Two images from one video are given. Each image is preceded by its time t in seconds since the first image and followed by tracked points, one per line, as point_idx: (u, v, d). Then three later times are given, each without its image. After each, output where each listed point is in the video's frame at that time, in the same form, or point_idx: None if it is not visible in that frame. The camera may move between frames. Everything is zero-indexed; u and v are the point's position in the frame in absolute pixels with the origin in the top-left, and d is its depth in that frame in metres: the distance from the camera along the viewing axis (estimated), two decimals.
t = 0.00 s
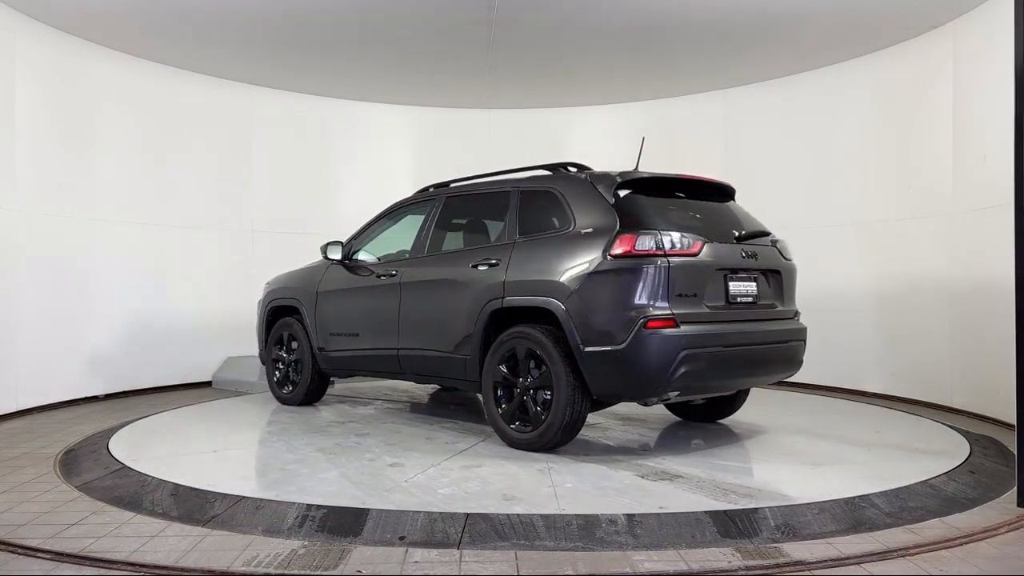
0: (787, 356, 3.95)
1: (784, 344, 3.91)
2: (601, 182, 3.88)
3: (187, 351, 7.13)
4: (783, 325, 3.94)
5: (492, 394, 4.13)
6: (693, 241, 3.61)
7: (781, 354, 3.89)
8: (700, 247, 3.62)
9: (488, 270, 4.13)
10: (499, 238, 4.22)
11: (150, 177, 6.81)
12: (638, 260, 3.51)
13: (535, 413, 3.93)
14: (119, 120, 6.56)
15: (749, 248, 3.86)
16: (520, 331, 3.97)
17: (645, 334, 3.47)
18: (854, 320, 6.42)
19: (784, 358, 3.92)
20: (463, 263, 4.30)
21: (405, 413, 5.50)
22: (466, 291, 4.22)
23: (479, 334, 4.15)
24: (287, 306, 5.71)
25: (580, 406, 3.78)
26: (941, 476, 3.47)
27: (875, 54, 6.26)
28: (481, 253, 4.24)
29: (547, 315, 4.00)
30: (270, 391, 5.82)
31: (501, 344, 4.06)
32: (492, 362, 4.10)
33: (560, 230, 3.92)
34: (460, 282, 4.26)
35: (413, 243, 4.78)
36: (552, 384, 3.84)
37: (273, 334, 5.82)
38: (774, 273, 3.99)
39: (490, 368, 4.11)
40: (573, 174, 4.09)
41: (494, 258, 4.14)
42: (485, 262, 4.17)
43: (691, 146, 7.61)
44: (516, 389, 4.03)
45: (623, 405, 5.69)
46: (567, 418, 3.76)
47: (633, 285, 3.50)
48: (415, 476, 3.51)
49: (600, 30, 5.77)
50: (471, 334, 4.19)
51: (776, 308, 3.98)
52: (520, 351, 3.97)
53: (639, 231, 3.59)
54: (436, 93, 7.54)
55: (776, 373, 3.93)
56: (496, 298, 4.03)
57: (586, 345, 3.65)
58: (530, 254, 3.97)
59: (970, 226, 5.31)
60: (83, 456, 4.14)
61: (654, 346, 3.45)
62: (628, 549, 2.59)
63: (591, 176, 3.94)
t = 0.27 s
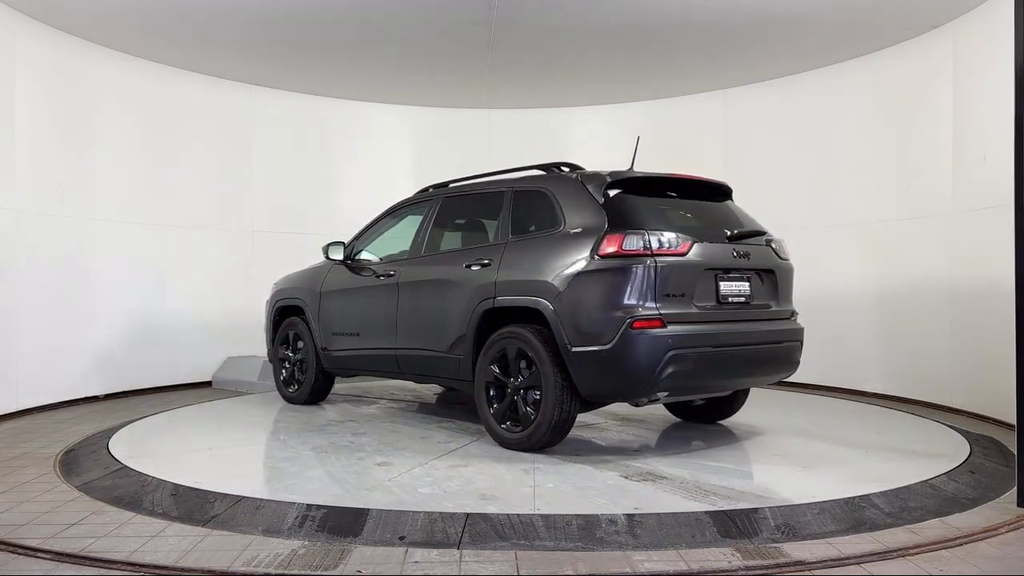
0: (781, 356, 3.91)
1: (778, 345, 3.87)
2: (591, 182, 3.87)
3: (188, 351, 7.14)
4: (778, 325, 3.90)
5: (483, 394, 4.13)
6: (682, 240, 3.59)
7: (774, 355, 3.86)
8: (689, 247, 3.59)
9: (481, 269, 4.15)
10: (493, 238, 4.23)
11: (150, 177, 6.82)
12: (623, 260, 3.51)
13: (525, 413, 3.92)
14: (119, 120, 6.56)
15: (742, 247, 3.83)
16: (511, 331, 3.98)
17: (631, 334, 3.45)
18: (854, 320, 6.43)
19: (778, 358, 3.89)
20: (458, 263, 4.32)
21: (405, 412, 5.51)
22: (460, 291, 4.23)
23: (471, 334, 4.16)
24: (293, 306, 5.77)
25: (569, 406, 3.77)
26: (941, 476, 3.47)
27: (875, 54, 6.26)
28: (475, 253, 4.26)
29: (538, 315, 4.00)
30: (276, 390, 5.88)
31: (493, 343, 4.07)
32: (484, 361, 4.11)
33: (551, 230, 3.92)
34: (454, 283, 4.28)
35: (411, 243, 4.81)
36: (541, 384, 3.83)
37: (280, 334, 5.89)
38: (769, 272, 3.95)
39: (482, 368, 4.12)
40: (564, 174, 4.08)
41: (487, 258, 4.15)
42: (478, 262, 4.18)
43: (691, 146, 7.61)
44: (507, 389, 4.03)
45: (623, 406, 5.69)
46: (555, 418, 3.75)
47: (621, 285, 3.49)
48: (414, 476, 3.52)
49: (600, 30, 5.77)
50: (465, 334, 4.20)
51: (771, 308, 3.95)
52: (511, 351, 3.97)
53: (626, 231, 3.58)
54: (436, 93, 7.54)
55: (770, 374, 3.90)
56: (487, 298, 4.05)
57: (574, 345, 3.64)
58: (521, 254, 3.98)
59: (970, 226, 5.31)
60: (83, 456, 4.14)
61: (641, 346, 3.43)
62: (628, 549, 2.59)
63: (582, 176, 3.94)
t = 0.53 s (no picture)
0: (775, 357, 3.89)
1: (771, 346, 3.85)
2: (581, 182, 3.86)
3: (188, 351, 7.14)
4: (772, 326, 3.88)
5: (476, 393, 4.15)
6: (670, 240, 3.57)
7: (767, 356, 3.83)
8: (676, 247, 3.57)
9: (474, 270, 4.16)
10: (486, 238, 4.25)
11: (150, 177, 6.82)
12: (609, 260, 3.49)
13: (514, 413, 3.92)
14: (119, 120, 6.56)
15: (734, 247, 3.81)
16: (502, 331, 3.98)
17: (616, 334, 3.43)
18: (854, 320, 6.43)
19: (772, 359, 3.86)
20: (453, 263, 4.33)
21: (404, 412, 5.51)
22: (454, 291, 4.25)
23: (464, 333, 4.19)
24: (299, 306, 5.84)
25: (557, 407, 3.77)
26: (941, 476, 3.47)
27: (875, 54, 6.26)
28: (469, 254, 4.27)
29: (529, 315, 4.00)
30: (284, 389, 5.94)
31: (485, 343, 4.09)
32: (476, 361, 4.12)
33: (540, 231, 3.92)
34: (449, 282, 4.30)
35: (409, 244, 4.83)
36: (530, 384, 3.83)
37: (286, 333, 5.95)
38: (761, 272, 3.93)
39: (474, 368, 4.13)
40: (555, 175, 4.07)
41: (479, 259, 4.17)
42: (471, 262, 4.20)
43: (691, 146, 7.62)
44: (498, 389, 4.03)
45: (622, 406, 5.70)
46: (543, 418, 3.75)
47: (607, 285, 3.48)
48: (414, 476, 3.52)
49: (600, 29, 5.76)
50: (459, 334, 4.22)
51: (765, 308, 3.93)
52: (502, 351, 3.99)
53: (613, 230, 3.57)
54: (436, 93, 7.54)
55: (763, 375, 3.87)
56: (479, 298, 4.06)
57: (561, 345, 3.64)
58: (512, 254, 3.98)
59: (970, 226, 5.31)
60: (83, 456, 4.14)
61: (627, 346, 3.42)
62: (628, 549, 2.59)
63: (572, 176, 3.93)
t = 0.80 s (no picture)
0: (770, 358, 3.85)
1: (765, 346, 3.80)
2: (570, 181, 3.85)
3: (188, 351, 7.14)
4: (767, 325, 3.84)
5: (468, 393, 4.16)
6: (658, 240, 3.55)
7: (761, 356, 3.79)
8: (664, 246, 3.55)
9: (466, 269, 4.18)
10: (480, 239, 4.26)
11: (151, 177, 6.82)
12: (596, 260, 3.48)
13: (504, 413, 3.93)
14: (119, 120, 6.56)
15: (724, 246, 3.78)
16: (492, 330, 3.99)
17: (602, 334, 3.42)
18: (854, 320, 6.43)
19: (766, 360, 3.82)
20: (447, 263, 4.35)
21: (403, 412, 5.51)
22: (448, 290, 4.27)
23: (457, 333, 4.20)
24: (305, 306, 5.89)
25: (545, 407, 3.77)
26: (941, 477, 3.48)
27: (875, 54, 6.26)
28: (462, 254, 4.29)
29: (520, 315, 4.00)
30: (290, 388, 6.00)
31: (477, 343, 4.10)
32: (469, 361, 4.14)
33: (530, 231, 3.92)
34: (444, 282, 4.32)
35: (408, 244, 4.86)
36: (519, 384, 3.83)
37: (293, 333, 6.00)
38: (755, 271, 3.88)
39: (466, 367, 4.15)
40: (546, 175, 4.05)
41: (472, 258, 4.18)
42: (464, 262, 4.21)
43: (691, 146, 7.62)
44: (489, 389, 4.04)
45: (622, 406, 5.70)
46: (531, 418, 3.76)
47: (593, 285, 3.47)
48: (413, 476, 3.52)
49: (600, 29, 5.76)
50: (452, 334, 4.25)
51: (759, 307, 3.88)
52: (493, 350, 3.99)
53: (600, 230, 3.56)
54: (436, 93, 7.54)
55: (757, 375, 3.84)
56: (471, 298, 4.08)
57: (548, 345, 3.64)
58: (503, 254, 3.98)
59: (970, 226, 5.32)
60: (83, 456, 4.14)
61: (612, 346, 3.41)
62: (628, 549, 2.59)
63: (562, 176, 3.92)
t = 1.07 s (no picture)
0: (765, 359, 3.80)
1: (759, 347, 3.76)
2: (560, 182, 3.84)
3: (189, 350, 7.15)
4: (760, 326, 3.79)
5: (460, 392, 4.17)
6: (646, 241, 3.54)
7: (755, 357, 3.75)
8: (652, 246, 3.53)
9: (459, 270, 4.19)
10: (473, 239, 4.27)
11: (151, 177, 6.82)
12: (582, 260, 3.47)
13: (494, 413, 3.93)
14: (119, 120, 6.56)
15: (715, 246, 3.75)
16: (483, 330, 4.00)
17: (587, 334, 3.41)
18: (854, 320, 6.43)
19: (761, 361, 3.78)
20: (442, 263, 4.37)
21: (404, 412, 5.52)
22: (442, 291, 4.29)
23: (450, 333, 4.22)
24: (311, 306, 5.95)
25: (534, 407, 3.77)
26: (941, 476, 3.48)
27: (875, 54, 6.27)
28: (456, 254, 4.30)
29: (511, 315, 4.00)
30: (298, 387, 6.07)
31: (469, 343, 4.11)
32: (461, 360, 4.15)
33: (520, 232, 3.92)
34: (438, 283, 4.34)
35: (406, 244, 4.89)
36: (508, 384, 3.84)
37: (301, 333, 6.06)
38: (747, 271, 3.84)
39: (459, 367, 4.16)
40: (537, 175, 4.05)
41: (465, 259, 4.19)
42: (457, 263, 4.23)
43: (691, 146, 7.62)
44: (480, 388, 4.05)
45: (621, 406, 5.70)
46: (519, 419, 3.77)
47: (578, 285, 3.46)
48: (412, 476, 3.51)
49: (599, 29, 5.76)
50: (445, 335, 4.28)
51: (752, 307, 3.84)
52: (484, 350, 4.00)
53: (587, 231, 3.55)
54: (437, 93, 7.54)
55: (751, 376, 3.80)
56: (463, 298, 4.10)
57: (536, 345, 3.63)
58: (494, 254, 3.99)
59: (970, 226, 5.32)
60: (83, 456, 4.14)
61: (597, 346, 3.39)
62: (628, 549, 2.59)
63: (552, 176, 3.91)
